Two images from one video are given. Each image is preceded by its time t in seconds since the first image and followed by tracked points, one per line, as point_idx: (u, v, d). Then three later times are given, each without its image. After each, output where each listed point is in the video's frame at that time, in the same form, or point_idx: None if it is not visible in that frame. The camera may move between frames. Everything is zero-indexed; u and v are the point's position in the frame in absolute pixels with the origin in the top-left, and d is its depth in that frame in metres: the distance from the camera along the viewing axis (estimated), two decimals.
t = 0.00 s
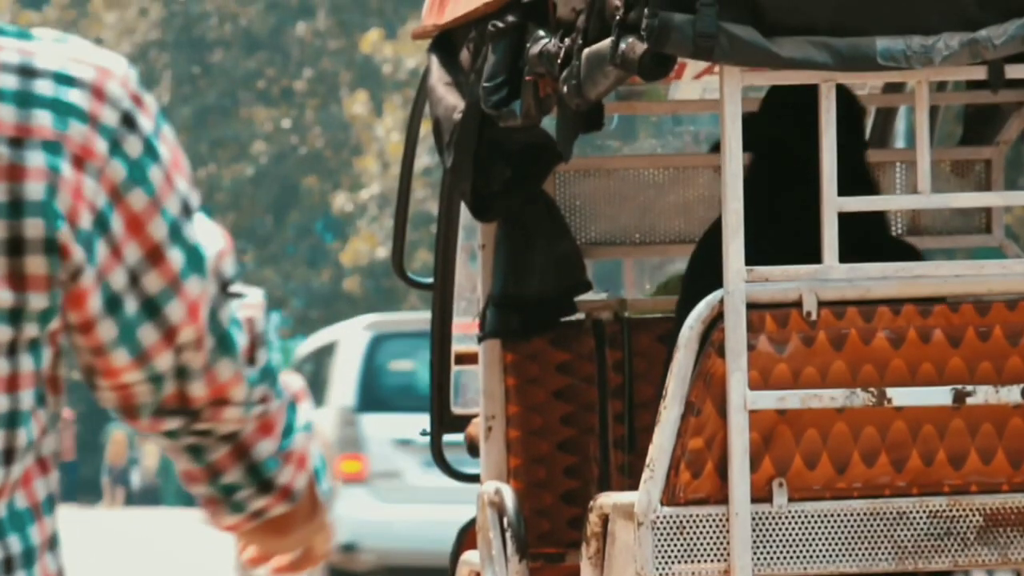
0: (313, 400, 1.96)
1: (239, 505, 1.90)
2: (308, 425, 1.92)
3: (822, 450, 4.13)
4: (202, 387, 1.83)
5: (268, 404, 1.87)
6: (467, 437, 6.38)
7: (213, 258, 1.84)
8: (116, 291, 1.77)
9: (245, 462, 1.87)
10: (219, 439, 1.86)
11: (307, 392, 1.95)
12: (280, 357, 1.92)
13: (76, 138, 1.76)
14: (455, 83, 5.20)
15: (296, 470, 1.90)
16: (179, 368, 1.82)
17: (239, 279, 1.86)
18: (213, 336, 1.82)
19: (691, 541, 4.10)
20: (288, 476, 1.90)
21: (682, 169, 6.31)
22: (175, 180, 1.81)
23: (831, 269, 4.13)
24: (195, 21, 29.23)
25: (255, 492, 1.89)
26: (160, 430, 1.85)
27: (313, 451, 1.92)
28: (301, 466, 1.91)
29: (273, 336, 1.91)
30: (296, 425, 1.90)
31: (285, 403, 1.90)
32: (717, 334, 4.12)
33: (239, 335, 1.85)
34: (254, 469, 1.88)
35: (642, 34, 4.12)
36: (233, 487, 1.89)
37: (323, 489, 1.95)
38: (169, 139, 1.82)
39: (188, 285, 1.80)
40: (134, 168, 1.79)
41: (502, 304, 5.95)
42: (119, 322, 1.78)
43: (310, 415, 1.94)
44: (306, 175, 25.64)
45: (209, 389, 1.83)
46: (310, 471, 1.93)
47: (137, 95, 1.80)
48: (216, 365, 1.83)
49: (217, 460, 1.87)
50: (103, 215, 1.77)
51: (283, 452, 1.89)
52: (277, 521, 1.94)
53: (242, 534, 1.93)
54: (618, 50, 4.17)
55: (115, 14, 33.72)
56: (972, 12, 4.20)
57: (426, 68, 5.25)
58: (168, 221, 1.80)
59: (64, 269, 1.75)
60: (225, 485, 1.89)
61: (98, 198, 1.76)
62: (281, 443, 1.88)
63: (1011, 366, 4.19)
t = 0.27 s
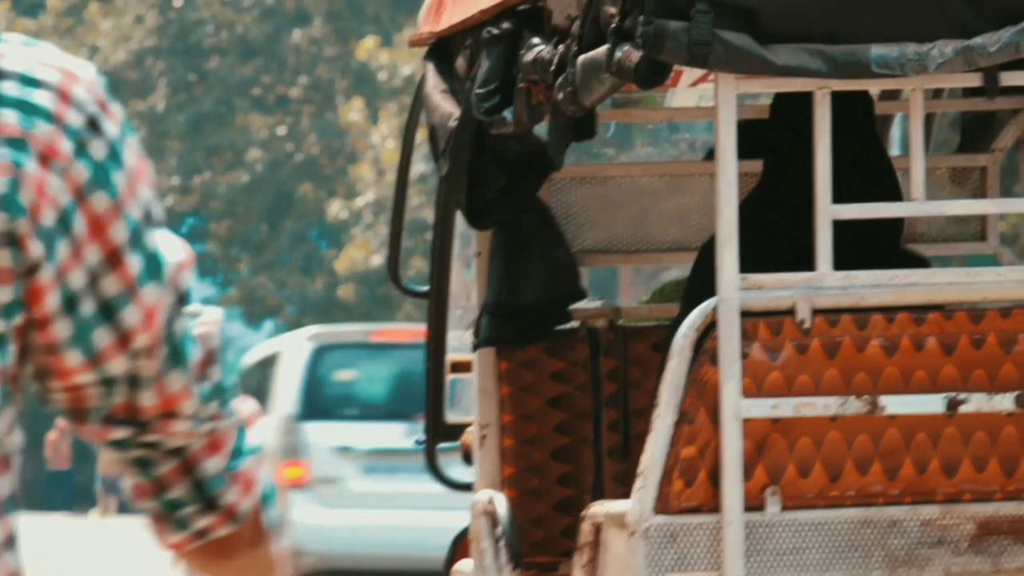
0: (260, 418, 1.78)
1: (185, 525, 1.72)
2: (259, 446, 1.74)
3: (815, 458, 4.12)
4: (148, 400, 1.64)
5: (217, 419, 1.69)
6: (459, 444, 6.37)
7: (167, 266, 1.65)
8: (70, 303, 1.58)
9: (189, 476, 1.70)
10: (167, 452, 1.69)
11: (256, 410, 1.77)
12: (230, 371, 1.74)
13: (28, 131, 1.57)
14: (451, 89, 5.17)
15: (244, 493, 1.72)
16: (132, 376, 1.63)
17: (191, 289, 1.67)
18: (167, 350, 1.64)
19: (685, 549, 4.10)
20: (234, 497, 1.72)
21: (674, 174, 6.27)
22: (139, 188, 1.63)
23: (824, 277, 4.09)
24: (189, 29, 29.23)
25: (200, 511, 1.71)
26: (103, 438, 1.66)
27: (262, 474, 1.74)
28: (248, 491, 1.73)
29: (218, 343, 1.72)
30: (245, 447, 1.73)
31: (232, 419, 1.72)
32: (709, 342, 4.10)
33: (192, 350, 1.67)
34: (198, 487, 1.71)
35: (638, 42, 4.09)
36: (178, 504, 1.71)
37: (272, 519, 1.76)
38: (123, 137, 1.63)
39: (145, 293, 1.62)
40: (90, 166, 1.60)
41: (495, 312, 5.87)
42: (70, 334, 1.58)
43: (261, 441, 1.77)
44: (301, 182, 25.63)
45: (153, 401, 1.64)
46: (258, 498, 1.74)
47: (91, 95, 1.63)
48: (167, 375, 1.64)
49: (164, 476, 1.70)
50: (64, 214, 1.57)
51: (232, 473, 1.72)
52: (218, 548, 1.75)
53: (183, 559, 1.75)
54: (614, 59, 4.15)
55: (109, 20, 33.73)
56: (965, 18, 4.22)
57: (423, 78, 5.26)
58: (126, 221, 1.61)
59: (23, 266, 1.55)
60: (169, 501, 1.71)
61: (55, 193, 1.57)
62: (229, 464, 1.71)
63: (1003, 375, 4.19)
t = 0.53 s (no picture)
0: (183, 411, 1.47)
1: (104, 538, 1.41)
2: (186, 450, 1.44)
3: (791, 461, 4.13)
4: (72, 404, 1.32)
5: (145, 431, 1.38)
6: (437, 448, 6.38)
7: (92, 245, 1.30)
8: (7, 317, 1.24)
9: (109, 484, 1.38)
10: (91, 462, 1.38)
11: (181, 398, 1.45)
12: (153, 356, 1.41)
13: None
14: (424, 91, 5.17)
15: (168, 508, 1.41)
16: (54, 376, 1.31)
17: (119, 275, 1.33)
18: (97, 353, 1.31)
19: (661, 552, 4.11)
20: (159, 513, 1.41)
21: (634, 180, 6.29)
22: (67, 167, 1.29)
23: (801, 280, 4.13)
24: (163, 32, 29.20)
25: (119, 522, 1.40)
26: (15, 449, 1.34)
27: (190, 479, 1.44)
28: (174, 505, 1.42)
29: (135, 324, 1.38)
30: (172, 454, 1.42)
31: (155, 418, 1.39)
32: (686, 345, 4.12)
33: (125, 354, 1.34)
34: (120, 496, 1.39)
35: (611, 46, 4.12)
36: (97, 509, 1.40)
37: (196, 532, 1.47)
38: (48, 99, 1.29)
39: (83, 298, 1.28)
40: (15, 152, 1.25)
41: (470, 316, 5.89)
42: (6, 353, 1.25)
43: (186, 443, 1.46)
44: (276, 185, 25.63)
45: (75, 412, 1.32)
46: (182, 516, 1.44)
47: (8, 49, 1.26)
48: (96, 381, 1.31)
49: (89, 486, 1.39)
50: None
51: (153, 486, 1.41)
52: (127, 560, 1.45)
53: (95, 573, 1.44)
54: (587, 63, 4.17)
55: (82, 25, 33.69)
56: (941, 24, 4.21)
57: (395, 81, 5.22)
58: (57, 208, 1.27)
59: None
60: (92, 511, 1.40)
61: None
62: (154, 481, 1.40)
63: (981, 377, 4.19)
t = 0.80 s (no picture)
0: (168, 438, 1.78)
1: (64, 540, 1.70)
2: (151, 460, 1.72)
3: (791, 459, 4.12)
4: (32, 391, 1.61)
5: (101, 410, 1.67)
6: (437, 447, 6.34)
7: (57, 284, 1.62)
8: None
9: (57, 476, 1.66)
10: (54, 461, 1.68)
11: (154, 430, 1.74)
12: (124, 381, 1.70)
13: None
14: (422, 89, 5.14)
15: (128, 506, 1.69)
16: (24, 370, 1.63)
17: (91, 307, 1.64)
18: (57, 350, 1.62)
19: (661, 549, 4.11)
20: (120, 517, 1.69)
21: (637, 177, 6.27)
22: (46, 166, 1.66)
23: (800, 277, 4.12)
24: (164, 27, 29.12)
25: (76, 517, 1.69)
26: None
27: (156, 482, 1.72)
28: (139, 508, 1.71)
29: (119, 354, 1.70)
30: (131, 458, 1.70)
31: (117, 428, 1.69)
32: (685, 343, 4.11)
33: (94, 356, 1.65)
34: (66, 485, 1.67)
35: (609, 44, 4.12)
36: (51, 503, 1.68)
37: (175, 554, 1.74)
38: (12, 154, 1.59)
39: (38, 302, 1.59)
40: None
41: (469, 313, 5.87)
42: None
43: (152, 464, 1.74)
44: (277, 181, 25.63)
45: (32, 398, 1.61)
46: (147, 524, 1.72)
47: None
48: (64, 376, 1.63)
49: (52, 486, 1.68)
50: None
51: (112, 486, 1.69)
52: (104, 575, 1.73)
53: None
54: (585, 60, 4.17)
55: (83, 20, 33.64)
56: (939, 20, 4.21)
57: (394, 77, 5.18)
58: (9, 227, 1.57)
59: None
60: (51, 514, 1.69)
61: None
62: (118, 483, 1.69)
63: (980, 374, 4.19)
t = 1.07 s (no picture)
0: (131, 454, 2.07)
1: (32, 540, 1.98)
2: (117, 472, 2.01)
3: (790, 456, 4.13)
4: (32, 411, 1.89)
5: (78, 427, 1.94)
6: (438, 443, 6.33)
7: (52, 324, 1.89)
8: None
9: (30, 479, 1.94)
10: (23, 462, 1.94)
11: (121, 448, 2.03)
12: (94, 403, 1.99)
13: None
14: (422, 86, 5.11)
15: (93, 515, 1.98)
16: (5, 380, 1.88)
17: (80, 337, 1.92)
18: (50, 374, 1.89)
19: (661, 547, 4.11)
20: (86, 521, 1.98)
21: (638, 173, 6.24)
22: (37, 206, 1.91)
23: (800, 275, 4.11)
24: (162, 23, 29.10)
25: (45, 522, 1.97)
26: None
27: (120, 494, 2.01)
28: (103, 517, 1.99)
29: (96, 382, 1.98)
30: (105, 474, 1.99)
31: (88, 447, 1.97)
32: (685, 340, 4.12)
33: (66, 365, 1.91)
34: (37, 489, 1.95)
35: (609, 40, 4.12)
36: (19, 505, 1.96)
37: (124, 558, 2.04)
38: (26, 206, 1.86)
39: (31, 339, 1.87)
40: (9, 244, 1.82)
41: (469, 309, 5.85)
42: None
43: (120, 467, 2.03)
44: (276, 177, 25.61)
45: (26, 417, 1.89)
46: (108, 524, 2.00)
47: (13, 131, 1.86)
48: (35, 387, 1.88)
49: (18, 487, 1.95)
50: None
51: (83, 494, 1.97)
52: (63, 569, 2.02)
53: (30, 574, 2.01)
54: (584, 55, 4.17)
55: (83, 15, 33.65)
56: (939, 15, 4.20)
57: (395, 72, 5.15)
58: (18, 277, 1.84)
59: None
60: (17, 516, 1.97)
61: None
62: (85, 490, 1.97)
63: (979, 371, 4.19)
